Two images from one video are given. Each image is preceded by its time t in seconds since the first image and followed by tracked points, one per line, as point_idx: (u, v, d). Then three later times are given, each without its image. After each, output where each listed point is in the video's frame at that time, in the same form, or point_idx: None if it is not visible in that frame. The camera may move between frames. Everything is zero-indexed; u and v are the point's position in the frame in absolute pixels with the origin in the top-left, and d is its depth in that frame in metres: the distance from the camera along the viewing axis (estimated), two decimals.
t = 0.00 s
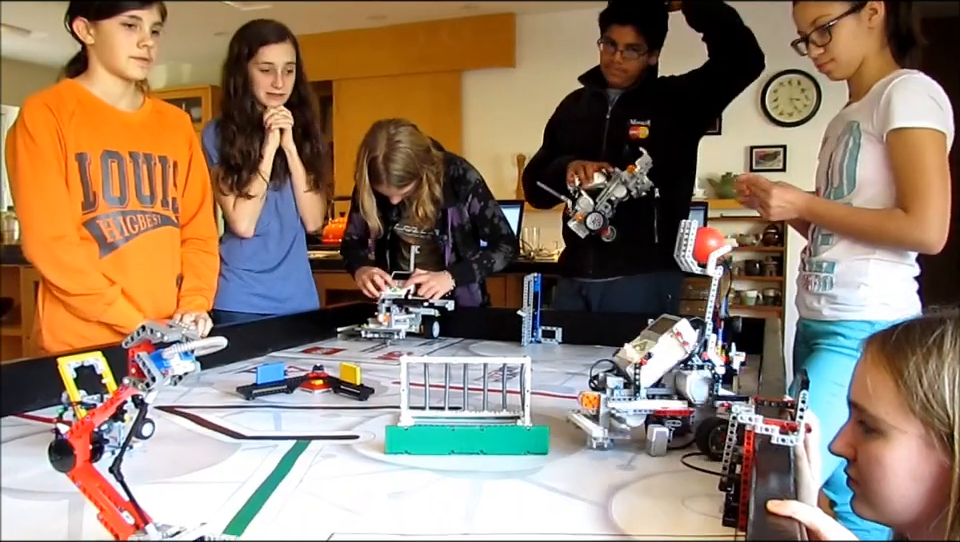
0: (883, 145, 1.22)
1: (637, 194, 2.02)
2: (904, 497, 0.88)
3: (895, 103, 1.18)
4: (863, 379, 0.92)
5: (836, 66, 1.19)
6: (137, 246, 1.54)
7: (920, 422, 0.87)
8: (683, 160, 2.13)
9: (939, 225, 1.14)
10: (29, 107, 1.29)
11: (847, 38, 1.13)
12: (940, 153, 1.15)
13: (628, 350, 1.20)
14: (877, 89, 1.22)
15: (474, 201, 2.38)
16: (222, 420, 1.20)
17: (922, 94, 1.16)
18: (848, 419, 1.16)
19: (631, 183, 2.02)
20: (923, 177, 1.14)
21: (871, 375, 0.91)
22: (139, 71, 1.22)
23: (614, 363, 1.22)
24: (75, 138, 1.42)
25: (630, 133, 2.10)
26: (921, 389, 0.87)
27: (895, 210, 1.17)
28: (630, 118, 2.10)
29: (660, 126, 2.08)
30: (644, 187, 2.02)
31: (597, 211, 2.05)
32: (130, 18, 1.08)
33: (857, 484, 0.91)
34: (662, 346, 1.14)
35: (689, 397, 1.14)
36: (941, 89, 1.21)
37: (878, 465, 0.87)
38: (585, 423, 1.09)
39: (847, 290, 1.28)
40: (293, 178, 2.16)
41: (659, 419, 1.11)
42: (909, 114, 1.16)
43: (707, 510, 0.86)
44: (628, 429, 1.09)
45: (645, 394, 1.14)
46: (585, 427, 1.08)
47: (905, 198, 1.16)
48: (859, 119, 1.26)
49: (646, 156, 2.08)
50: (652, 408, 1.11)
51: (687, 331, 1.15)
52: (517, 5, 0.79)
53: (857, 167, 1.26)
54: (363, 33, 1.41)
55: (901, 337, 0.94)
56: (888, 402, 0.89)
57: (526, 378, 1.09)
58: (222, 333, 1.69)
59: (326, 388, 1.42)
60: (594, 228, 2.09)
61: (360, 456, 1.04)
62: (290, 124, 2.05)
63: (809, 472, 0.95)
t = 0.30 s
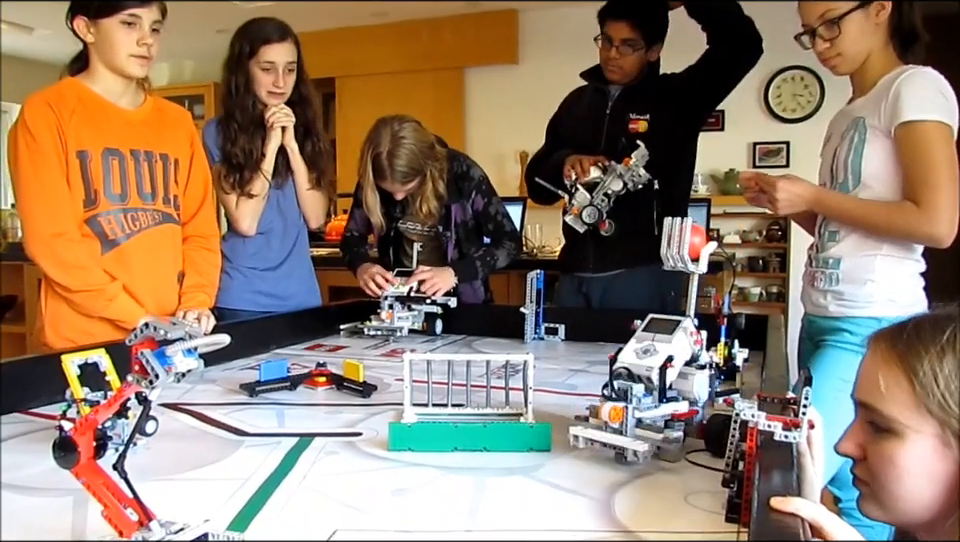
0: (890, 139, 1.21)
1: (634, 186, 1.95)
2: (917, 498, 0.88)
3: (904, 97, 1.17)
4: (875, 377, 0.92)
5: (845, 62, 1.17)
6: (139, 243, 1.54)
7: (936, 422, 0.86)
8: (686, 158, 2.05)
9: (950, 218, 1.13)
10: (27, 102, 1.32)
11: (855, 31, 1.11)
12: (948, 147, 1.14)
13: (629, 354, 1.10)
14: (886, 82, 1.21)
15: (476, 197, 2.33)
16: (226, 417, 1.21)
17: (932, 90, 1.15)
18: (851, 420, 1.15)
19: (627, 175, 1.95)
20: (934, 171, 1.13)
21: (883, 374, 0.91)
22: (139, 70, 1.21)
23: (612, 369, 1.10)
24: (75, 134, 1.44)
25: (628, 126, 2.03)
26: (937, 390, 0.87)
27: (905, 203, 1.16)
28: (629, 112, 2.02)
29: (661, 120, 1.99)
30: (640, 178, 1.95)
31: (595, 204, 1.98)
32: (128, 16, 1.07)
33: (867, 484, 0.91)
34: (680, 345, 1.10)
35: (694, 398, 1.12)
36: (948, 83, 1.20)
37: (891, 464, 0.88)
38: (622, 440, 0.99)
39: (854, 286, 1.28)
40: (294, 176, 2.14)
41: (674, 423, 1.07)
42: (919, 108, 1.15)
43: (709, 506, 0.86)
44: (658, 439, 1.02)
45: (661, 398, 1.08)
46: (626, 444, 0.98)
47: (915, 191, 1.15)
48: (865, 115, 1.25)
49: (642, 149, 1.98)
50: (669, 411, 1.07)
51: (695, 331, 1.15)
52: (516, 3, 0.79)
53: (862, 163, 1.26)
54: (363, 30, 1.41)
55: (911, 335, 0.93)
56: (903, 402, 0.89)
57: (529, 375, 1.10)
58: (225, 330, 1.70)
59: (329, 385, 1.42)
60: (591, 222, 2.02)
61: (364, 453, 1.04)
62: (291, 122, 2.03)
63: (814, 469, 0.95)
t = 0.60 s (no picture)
0: (893, 137, 1.21)
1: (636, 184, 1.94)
2: (923, 501, 0.88)
3: (909, 93, 1.17)
4: (877, 377, 0.92)
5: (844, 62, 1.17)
6: (141, 240, 1.56)
7: (941, 423, 0.87)
8: (687, 159, 2.06)
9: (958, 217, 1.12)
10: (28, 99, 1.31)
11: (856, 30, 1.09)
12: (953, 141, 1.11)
13: (601, 359, 1.06)
14: (888, 80, 1.21)
15: (478, 194, 2.39)
16: (229, 414, 1.21)
17: (935, 86, 1.15)
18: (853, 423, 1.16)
19: (630, 173, 1.94)
20: (938, 168, 1.11)
21: (886, 375, 0.91)
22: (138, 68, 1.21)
23: (582, 374, 1.06)
24: (76, 132, 1.44)
25: (629, 125, 2.10)
26: (942, 392, 0.87)
27: (912, 201, 1.15)
28: (630, 110, 2.09)
29: (661, 118, 2.07)
30: (644, 176, 1.95)
31: (596, 203, 1.95)
32: (126, 14, 1.07)
33: (871, 485, 0.91)
34: (654, 349, 1.07)
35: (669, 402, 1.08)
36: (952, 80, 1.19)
37: (897, 466, 0.88)
38: (591, 450, 0.94)
39: (858, 283, 1.28)
40: (297, 172, 2.16)
41: (648, 429, 1.03)
42: (922, 105, 1.14)
43: (712, 503, 0.86)
44: (630, 449, 0.97)
45: (635, 404, 1.04)
46: (597, 454, 0.93)
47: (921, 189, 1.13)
48: (867, 113, 1.26)
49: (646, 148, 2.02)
50: (643, 418, 1.03)
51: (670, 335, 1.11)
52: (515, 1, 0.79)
53: (866, 160, 1.26)
54: (362, 27, 1.41)
55: (914, 334, 0.93)
56: (907, 402, 0.88)
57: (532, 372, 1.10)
58: (228, 327, 1.70)
59: (332, 381, 1.42)
60: (593, 221, 2.00)
61: (367, 450, 1.05)
62: (295, 118, 2.02)
63: (816, 467, 0.95)
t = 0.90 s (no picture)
0: (894, 136, 1.21)
1: (636, 184, 1.96)
2: (923, 502, 0.88)
3: (909, 93, 1.17)
4: (877, 377, 0.92)
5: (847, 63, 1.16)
6: (142, 239, 1.57)
7: (940, 422, 0.87)
8: (685, 157, 2.18)
9: None
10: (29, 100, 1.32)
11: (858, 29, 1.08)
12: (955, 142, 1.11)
13: (563, 366, 1.00)
14: (889, 80, 1.21)
15: (481, 186, 2.45)
16: (230, 414, 1.21)
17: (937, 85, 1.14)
18: (853, 423, 1.17)
19: (630, 173, 1.96)
20: (939, 167, 1.11)
21: (886, 375, 0.91)
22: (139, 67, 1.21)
23: (544, 382, 1.00)
24: (77, 132, 1.45)
25: (630, 123, 2.14)
26: (943, 392, 0.87)
27: (914, 200, 1.15)
28: (631, 110, 2.13)
29: (661, 117, 2.11)
30: (643, 177, 1.97)
31: (596, 203, 1.93)
32: (123, 14, 1.10)
33: (871, 486, 0.91)
34: (617, 357, 1.00)
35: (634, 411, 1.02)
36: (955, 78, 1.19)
37: (896, 466, 0.88)
38: (550, 463, 0.89)
39: (859, 282, 1.28)
40: (301, 172, 2.18)
41: (612, 440, 0.97)
42: (924, 105, 1.14)
43: (712, 503, 0.86)
44: (590, 462, 0.91)
45: (597, 414, 0.97)
46: (555, 466, 0.88)
47: (923, 189, 1.13)
48: (868, 112, 1.26)
49: (646, 147, 2.13)
50: (606, 429, 0.96)
51: (633, 339, 1.05)
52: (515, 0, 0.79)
53: (866, 159, 1.26)
54: (360, 25, 1.41)
55: (914, 333, 0.94)
56: (907, 403, 0.88)
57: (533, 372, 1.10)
58: (228, 326, 1.70)
59: (333, 381, 1.42)
60: (594, 221, 1.95)
61: (368, 449, 1.05)
62: (297, 118, 2.04)
63: (817, 465, 0.96)
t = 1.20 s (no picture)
0: (895, 131, 1.21)
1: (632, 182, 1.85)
2: (924, 499, 0.88)
3: (909, 90, 1.17)
4: (877, 375, 0.92)
5: (849, 57, 1.15)
6: (143, 240, 1.56)
7: (941, 419, 0.87)
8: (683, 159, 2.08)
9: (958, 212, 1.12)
10: (27, 100, 1.35)
11: (858, 23, 1.07)
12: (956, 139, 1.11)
13: (524, 372, 0.94)
14: (889, 76, 1.21)
15: (490, 167, 2.25)
16: (233, 414, 1.21)
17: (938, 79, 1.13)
18: (855, 419, 1.19)
19: (625, 172, 1.84)
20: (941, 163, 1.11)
21: (886, 373, 0.91)
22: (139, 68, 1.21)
23: (504, 390, 0.95)
24: (77, 135, 1.46)
25: (629, 124, 2.05)
26: (944, 389, 0.87)
27: (914, 197, 1.15)
28: (629, 108, 2.05)
29: (661, 116, 2.02)
30: (640, 175, 1.87)
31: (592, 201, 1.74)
32: (117, 17, 1.18)
33: (873, 485, 0.91)
34: (580, 363, 0.95)
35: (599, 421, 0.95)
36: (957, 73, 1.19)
37: (897, 464, 0.88)
38: (507, 475, 0.85)
39: (859, 279, 1.28)
40: (305, 172, 2.13)
41: (576, 451, 0.89)
42: (924, 101, 1.15)
43: (714, 500, 0.86)
44: (549, 473, 0.87)
45: (558, 423, 0.91)
46: (512, 480, 0.84)
47: (923, 184, 1.13)
48: (869, 107, 1.25)
49: (642, 146, 1.97)
50: (570, 439, 0.89)
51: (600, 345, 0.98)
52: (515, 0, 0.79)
53: (867, 155, 1.26)
54: (356, 24, 1.41)
55: (913, 331, 0.94)
56: (908, 400, 0.89)
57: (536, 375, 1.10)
58: (230, 327, 1.70)
59: (336, 381, 1.43)
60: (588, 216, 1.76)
61: (370, 449, 1.05)
62: (300, 118, 2.01)
63: (818, 462, 0.96)
